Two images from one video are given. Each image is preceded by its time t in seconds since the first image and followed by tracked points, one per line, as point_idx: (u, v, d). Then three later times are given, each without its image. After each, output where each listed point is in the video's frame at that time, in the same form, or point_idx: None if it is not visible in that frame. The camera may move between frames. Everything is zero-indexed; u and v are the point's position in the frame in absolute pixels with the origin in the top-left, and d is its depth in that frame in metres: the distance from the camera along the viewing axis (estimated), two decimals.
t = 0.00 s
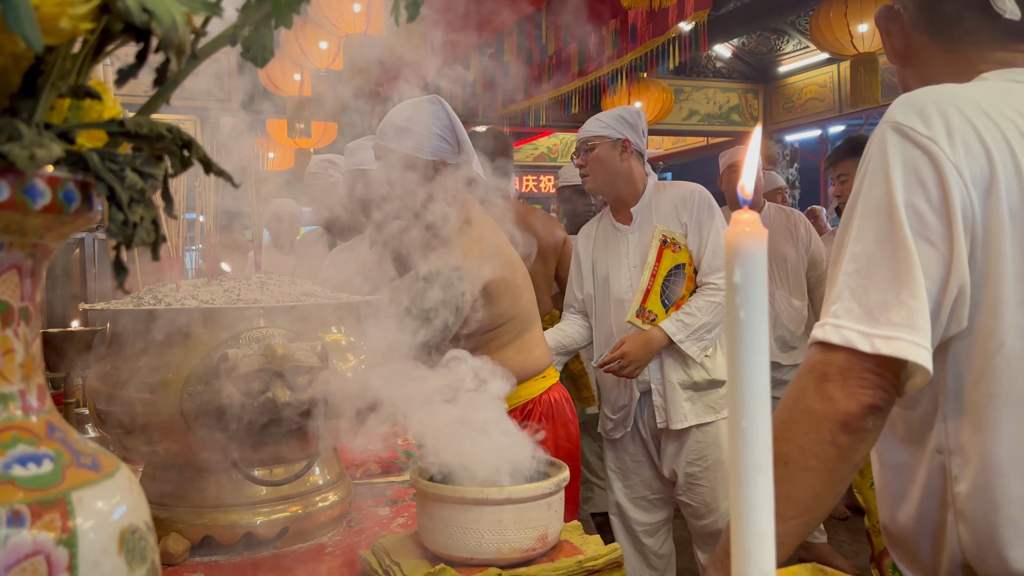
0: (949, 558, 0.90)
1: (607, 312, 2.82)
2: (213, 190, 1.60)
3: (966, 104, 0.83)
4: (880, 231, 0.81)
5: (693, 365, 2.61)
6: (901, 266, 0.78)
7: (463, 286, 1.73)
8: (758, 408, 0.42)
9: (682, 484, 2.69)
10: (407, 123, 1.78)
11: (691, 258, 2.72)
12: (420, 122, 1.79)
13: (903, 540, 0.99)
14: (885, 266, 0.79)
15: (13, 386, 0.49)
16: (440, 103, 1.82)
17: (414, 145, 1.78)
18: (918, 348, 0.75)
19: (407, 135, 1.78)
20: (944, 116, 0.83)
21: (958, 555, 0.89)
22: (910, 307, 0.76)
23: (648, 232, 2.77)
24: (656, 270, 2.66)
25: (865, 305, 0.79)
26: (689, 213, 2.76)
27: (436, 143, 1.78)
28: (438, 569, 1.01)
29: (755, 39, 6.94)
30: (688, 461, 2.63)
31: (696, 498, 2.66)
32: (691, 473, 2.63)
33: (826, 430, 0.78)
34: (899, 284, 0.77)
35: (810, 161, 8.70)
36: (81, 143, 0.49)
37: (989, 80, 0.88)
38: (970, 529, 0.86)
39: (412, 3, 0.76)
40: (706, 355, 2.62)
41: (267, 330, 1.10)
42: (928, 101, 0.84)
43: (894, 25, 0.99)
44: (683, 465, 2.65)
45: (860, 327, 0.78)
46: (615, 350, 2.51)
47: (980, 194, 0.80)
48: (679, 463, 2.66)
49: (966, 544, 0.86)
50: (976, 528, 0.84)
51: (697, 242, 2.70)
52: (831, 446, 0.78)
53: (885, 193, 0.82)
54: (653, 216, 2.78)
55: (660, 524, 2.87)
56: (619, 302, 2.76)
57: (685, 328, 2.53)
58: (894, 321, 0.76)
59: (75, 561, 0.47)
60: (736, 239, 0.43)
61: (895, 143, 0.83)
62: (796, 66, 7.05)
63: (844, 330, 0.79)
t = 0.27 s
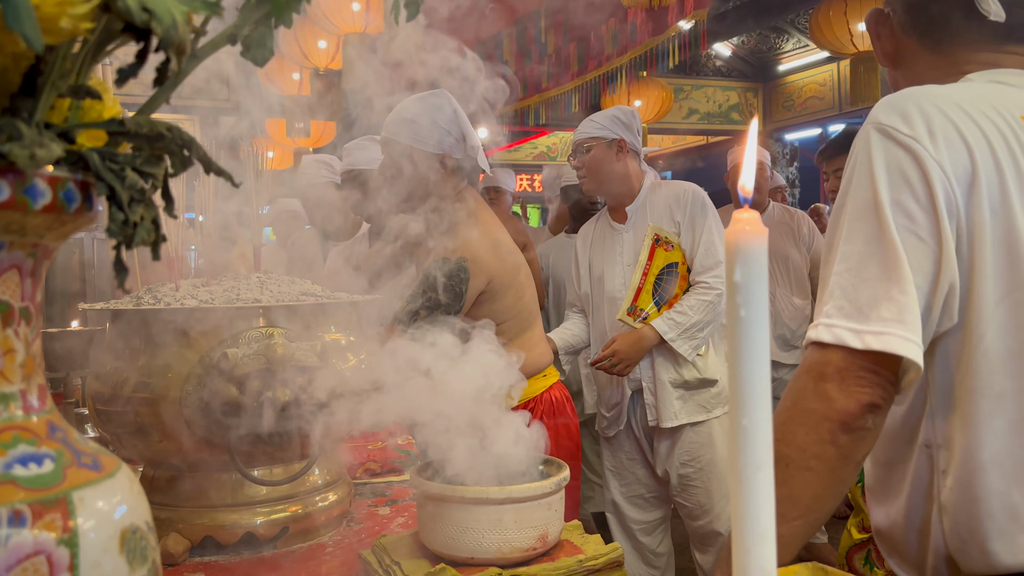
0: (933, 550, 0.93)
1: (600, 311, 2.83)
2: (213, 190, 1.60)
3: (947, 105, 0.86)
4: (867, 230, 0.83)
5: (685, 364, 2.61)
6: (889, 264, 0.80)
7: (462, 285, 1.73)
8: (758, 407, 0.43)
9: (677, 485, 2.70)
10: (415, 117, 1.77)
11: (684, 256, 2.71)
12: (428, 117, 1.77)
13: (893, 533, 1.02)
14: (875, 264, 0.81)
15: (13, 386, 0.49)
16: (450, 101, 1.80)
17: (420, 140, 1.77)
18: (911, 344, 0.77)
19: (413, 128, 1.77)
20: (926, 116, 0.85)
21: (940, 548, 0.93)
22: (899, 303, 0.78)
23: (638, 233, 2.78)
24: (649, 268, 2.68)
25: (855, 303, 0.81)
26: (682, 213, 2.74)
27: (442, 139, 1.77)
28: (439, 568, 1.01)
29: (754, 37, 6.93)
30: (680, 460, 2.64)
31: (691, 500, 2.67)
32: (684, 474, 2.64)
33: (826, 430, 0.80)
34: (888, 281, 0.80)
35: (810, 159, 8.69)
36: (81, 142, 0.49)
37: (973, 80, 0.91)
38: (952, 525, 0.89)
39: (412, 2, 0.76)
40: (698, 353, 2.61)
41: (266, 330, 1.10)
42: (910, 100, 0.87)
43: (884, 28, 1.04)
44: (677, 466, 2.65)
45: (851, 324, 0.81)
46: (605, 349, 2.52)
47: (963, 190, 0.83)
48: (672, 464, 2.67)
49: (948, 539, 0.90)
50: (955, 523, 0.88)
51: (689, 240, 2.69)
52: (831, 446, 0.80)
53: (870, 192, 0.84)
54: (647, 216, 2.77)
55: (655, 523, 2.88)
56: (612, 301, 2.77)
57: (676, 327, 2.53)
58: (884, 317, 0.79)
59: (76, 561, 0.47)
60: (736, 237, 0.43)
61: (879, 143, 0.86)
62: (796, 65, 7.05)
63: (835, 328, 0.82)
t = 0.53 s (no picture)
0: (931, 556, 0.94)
1: (601, 309, 2.83)
2: (213, 189, 1.60)
3: (933, 112, 0.88)
4: (852, 242, 0.87)
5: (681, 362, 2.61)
6: (870, 276, 0.85)
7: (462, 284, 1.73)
8: (760, 404, 0.43)
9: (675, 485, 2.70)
10: (432, 102, 1.96)
11: (682, 254, 2.70)
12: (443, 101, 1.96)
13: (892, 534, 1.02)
14: (857, 276, 0.86)
15: (16, 383, 0.49)
16: (465, 85, 1.99)
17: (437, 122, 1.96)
18: (892, 356, 0.81)
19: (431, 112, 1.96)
20: (912, 124, 0.88)
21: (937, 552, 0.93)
22: (879, 316, 0.83)
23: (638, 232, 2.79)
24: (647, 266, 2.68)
25: (839, 315, 0.86)
26: (682, 212, 2.73)
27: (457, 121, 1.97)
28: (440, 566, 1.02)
29: (754, 35, 6.92)
30: (679, 460, 2.64)
31: (690, 499, 2.67)
32: (683, 474, 2.64)
33: (820, 442, 0.86)
34: (870, 293, 0.84)
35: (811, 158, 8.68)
36: (83, 140, 0.49)
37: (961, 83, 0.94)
38: (947, 529, 0.89)
39: None
40: (695, 353, 2.61)
41: (267, 328, 1.10)
42: (897, 107, 0.90)
43: (871, 31, 1.05)
44: (676, 465, 2.66)
45: (836, 336, 0.86)
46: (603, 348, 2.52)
47: (948, 197, 0.86)
48: (671, 463, 2.67)
49: (943, 543, 0.90)
50: (951, 527, 0.88)
51: (688, 237, 2.69)
52: (827, 456, 0.86)
53: (854, 204, 0.89)
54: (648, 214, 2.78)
55: (656, 522, 2.88)
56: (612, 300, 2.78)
57: (673, 325, 2.52)
58: (866, 330, 0.83)
59: (80, 558, 0.47)
60: (738, 235, 0.43)
61: (864, 154, 0.89)
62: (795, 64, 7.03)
63: (821, 340, 0.87)
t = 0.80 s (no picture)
0: (944, 566, 0.91)
1: (602, 309, 2.84)
2: (214, 190, 1.60)
3: (927, 115, 0.88)
4: (833, 250, 0.89)
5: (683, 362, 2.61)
6: (845, 288, 0.87)
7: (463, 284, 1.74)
8: (757, 403, 0.43)
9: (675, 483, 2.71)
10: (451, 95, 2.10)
11: (682, 254, 2.71)
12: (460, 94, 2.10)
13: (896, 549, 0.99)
14: (834, 287, 0.88)
15: (18, 385, 0.49)
16: (481, 80, 2.12)
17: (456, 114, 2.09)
18: (858, 370, 0.84)
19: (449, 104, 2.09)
20: (904, 129, 0.88)
21: (954, 568, 0.90)
22: (848, 331, 0.86)
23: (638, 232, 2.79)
24: (648, 266, 2.69)
25: (814, 323, 0.89)
26: (682, 212, 2.73)
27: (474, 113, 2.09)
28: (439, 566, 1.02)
29: (754, 35, 6.94)
30: (679, 460, 2.65)
31: (690, 498, 2.68)
32: (683, 473, 2.65)
33: (803, 447, 0.89)
34: (840, 308, 0.87)
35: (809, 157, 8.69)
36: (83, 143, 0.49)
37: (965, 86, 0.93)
38: (964, 536, 0.87)
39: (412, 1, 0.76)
40: (696, 352, 2.61)
41: (267, 328, 1.11)
42: (893, 111, 0.89)
43: (867, 24, 1.03)
44: (676, 465, 2.66)
45: (810, 344, 0.88)
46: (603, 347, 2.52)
47: (940, 205, 0.85)
48: (671, 463, 2.68)
49: (960, 552, 0.88)
50: (970, 534, 0.86)
51: (689, 237, 2.69)
52: (811, 460, 0.89)
53: (840, 213, 0.90)
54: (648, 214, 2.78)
55: (656, 521, 2.88)
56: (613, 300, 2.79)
57: (674, 325, 2.53)
58: (835, 343, 0.86)
59: (81, 558, 0.47)
60: (736, 235, 0.43)
61: (856, 159, 0.89)
62: (795, 63, 7.07)
63: (796, 346, 0.90)
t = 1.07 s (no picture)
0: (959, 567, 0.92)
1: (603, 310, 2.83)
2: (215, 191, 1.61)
3: (941, 117, 0.87)
4: (845, 253, 0.89)
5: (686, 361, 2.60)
6: (857, 291, 0.87)
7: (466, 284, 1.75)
8: (758, 403, 0.43)
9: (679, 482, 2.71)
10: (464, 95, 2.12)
11: (682, 253, 2.71)
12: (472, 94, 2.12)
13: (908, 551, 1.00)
14: (845, 289, 0.88)
15: (25, 386, 0.50)
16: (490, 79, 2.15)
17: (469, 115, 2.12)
18: (871, 375, 0.84)
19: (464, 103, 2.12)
20: (918, 130, 0.87)
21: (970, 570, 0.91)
22: (861, 334, 0.86)
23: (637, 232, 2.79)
24: (648, 266, 2.70)
25: (824, 326, 0.89)
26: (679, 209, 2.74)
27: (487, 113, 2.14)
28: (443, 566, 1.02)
29: (754, 34, 6.94)
30: (684, 458, 2.66)
31: (693, 497, 2.69)
32: (687, 472, 2.66)
33: (811, 450, 0.91)
34: (854, 309, 0.87)
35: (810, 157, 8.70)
36: (90, 145, 0.49)
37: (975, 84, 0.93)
38: (984, 538, 0.89)
39: (414, 5, 0.77)
40: (700, 350, 2.62)
41: (270, 329, 1.11)
42: (906, 112, 0.88)
43: (892, 7, 1.01)
44: (681, 464, 2.68)
45: (819, 348, 0.89)
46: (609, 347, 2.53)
47: (954, 208, 0.85)
48: (675, 462, 2.69)
49: (980, 554, 0.89)
50: (993, 539, 0.88)
51: (687, 236, 2.68)
52: (818, 464, 0.91)
53: (851, 215, 0.90)
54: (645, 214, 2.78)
55: (658, 520, 2.88)
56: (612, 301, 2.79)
57: (677, 324, 2.54)
58: (848, 347, 0.86)
59: (89, 557, 0.48)
60: (736, 235, 0.44)
61: (867, 161, 0.89)
62: (796, 62, 7.08)
63: (803, 349, 0.90)
